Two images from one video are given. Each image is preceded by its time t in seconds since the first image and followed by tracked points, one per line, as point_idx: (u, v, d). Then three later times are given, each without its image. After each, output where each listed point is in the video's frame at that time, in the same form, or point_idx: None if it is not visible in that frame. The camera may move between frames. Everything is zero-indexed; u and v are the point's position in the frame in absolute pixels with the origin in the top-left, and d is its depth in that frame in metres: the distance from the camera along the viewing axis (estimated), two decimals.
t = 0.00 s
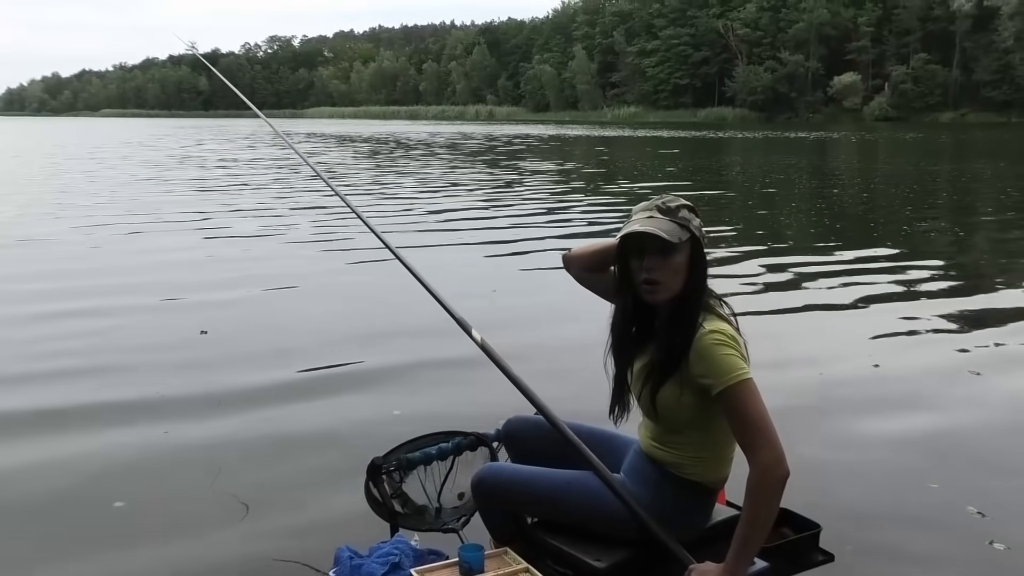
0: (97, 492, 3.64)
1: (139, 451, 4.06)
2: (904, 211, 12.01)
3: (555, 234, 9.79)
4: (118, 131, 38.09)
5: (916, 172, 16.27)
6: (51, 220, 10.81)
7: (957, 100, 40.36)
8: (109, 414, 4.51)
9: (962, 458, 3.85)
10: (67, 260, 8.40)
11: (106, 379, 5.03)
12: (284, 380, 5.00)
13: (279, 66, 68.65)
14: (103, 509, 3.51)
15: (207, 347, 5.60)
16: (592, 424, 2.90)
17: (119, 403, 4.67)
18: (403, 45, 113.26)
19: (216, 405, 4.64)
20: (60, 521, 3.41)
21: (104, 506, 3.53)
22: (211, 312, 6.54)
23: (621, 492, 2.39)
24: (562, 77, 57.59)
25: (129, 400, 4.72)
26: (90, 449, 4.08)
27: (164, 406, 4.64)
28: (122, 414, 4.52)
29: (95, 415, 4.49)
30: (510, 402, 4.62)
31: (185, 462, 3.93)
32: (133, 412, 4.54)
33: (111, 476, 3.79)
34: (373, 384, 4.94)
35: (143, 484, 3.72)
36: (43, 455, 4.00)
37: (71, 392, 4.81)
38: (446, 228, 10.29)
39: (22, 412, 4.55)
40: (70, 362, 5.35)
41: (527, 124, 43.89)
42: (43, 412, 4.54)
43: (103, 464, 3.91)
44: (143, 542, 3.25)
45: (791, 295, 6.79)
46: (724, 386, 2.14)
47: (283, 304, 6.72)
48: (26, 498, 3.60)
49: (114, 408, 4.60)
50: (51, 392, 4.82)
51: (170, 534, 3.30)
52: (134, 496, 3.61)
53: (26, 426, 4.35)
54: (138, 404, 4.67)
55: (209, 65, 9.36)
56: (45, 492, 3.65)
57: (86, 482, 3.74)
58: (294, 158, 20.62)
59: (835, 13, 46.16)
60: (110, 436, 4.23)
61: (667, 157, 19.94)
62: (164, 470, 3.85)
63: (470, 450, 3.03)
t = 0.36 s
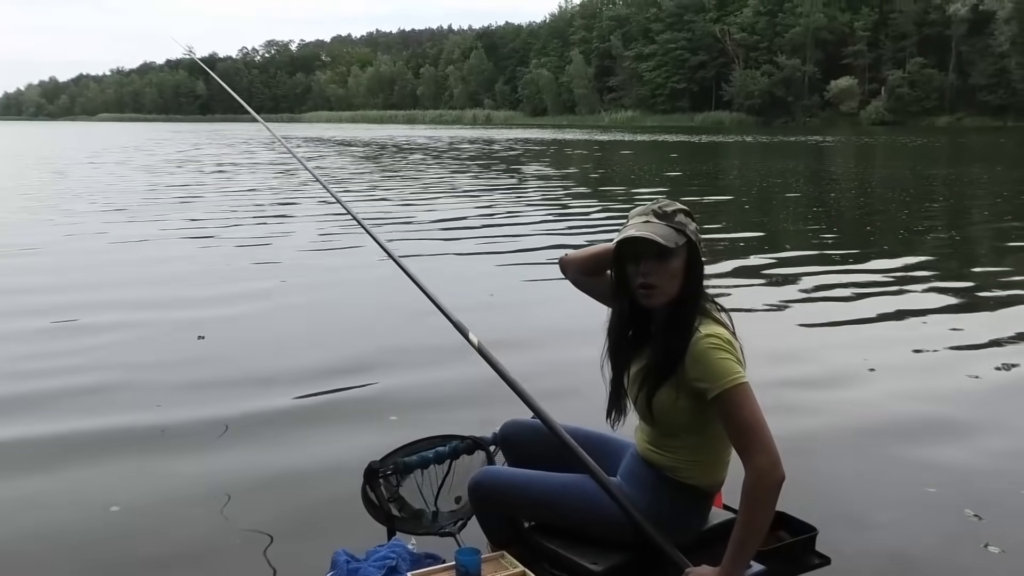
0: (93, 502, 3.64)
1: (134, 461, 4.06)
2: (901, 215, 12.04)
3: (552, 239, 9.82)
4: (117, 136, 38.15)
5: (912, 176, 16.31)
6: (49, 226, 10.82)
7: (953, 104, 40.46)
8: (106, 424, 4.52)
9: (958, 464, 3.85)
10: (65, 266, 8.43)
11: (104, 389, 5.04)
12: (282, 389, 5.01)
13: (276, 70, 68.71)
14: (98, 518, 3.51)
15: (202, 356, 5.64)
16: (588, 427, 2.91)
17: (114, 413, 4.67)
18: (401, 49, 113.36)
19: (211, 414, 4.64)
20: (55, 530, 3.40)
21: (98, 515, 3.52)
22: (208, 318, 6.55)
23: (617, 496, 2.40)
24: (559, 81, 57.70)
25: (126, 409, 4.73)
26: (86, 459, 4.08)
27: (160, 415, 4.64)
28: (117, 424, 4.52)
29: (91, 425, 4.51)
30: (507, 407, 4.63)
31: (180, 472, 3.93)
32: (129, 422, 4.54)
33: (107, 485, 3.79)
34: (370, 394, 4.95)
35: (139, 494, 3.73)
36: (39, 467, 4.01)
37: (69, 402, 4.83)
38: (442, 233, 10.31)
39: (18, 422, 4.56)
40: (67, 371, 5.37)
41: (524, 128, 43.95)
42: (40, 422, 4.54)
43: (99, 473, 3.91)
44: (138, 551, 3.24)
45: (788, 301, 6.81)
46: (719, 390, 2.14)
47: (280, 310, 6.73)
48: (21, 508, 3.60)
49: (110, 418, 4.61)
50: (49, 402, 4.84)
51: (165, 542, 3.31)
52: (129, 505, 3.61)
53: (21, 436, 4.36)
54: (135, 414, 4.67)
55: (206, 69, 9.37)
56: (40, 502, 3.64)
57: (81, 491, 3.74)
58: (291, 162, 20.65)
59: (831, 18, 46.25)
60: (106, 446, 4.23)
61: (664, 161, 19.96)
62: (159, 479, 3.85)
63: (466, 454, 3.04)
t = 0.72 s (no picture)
0: (89, 503, 3.63)
1: (132, 460, 4.05)
2: (898, 217, 12.06)
3: (550, 242, 9.83)
4: (114, 140, 38.21)
5: (909, 179, 16.35)
6: (47, 230, 10.82)
7: (950, 107, 40.58)
8: (102, 422, 4.49)
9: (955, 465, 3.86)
10: (63, 269, 8.42)
11: (102, 386, 5.02)
12: (281, 387, 5.00)
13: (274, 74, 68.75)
14: (94, 520, 3.49)
15: (199, 354, 5.62)
16: (587, 430, 2.91)
17: (110, 412, 4.63)
18: (398, 54, 113.49)
19: (208, 416, 4.60)
20: (50, 533, 3.39)
21: (95, 516, 3.52)
22: (206, 316, 6.53)
23: (615, 499, 2.40)
24: (557, 85, 57.85)
25: (121, 408, 4.70)
26: (81, 458, 4.06)
27: (157, 414, 4.61)
28: (114, 422, 4.50)
29: (87, 424, 4.47)
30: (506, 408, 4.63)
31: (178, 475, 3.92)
32: (126, 421, 4.52)
33: (104, 486, 3.79)
34: (368, 390, 4.94)
35: (138, 495, 3.72)
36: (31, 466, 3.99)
37: (66, 398, 4.82)
38: (441, 236, 10.32)
39: (16, 419, 4.54)
40: (65, 369, 5.35)
41: (522, 132, 44.02)
42: (37, 420, 4.53)
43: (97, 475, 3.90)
44: (132, 555, 3.23)
45: (787, 303, 6.82)
46: (715, 393, 2.15)
47: (279, 310, 6.73)
48: (17, 516, 3.52)
49: (108, 417, 4.57)
50: (46, 398, 4.82)
51: (159, 546, 3.29)
52: (125, 507, 3.60)
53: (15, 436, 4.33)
54: (133, 412, 4.65)
55: (204, 72, 9.38)
56: (36, 503, 3.63)
57: (76, 492, 3.73)
58: (289, 166, 20.64)
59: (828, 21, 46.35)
60: (103, 445, 4.21)
61: (662, 165, 19.99)
62: (156, 480, 3.85)
63: (464, 457, 3.05)
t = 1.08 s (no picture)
0: (87, 500, 3.67)
1: (131, 460, 4.09)
2: (895, 220, 12.09)
3: (547, 245, 9.86)
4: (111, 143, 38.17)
5: (905, 182, 16.39)
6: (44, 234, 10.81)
7: (946, 110, 40.69)
8: (99, 426, 4.50)
9: (953, 468, 3.87)
10: (60, 274, 8.43)
11: (100, 392, 5.02)
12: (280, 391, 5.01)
13: (271, 78, 68.78)
14: (92, 517, 3.53)
15: (195, 360, 5.63)
16: (583, 433, 2.92)
17: (107, 416, 4.64)
18: (394, 56, 113.42)
19: (206, 419, 4.61)
20: (47, 529, 3.43)
21: (93, 514, 3.55)
22: (204, 320, 6.53)
23: (610, 502, 2.41)
24: (554, 88, 57.89)
25: (118, 413, 4.70)
26: (80, 457, 4.10)
27: (153, 418, 4.62)
28: (111, 426, 4.51)
29: (84, 428, 4.48)
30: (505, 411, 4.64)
31: (176, 473, 3.95)
32: (123, 425, 4.53)
33: (102, 485, 3.82)
34: (367, 393, 4.95)
35: (136, 492, 3.75)
36: (31, 465, 4.03)
37: (63, 403, 4.82)
38: (438, 239, 10.33)
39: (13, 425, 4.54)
40: (62, 375, 5.35)
41: (519, 135, 44.04)
42: (33, 425, 4.52)
43: (96, 473, 3.94)
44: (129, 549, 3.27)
45: (784, 306, 6.84)
46: (710, 395, 2.15)
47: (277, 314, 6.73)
48: (16, 516, 3.53)
49: (103, 423, 4.57)
50: (44, 404, 4.82)
51: (155, 540, 3.33)
52: (124, 503, 3.64)
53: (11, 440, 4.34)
54: (129, 416, 4.66)
55: (201, 77, 9.40)
56: (33, 500, 3.68)
57: (75, 489, 3.77)
58: (286, 170, 20.64)
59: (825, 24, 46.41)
60: (100, 447, 4.22)
61: (659, 167, 20.03)
62: (154, 478, 3.88)
63: (461, 459, 3.06)
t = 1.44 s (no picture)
0: (81, 508, 3.56)
1: (125, 465, 3.99)
2: (892, 223, 12.11)
3: (545, 248, 9.86)
4: (108, 146, 38.11)
5: (902, 185, 16.43)
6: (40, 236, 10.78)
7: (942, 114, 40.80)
8: (92, 425, 4.44)
9: (948, 469, 3.88)
10: (55, 273, 8.40)
11: (96, 387, 4.99)
12: (276, 388, 5.00)
13: (268, 80, 68.78)
14: (86, 525, 3.42)
15: (191, 356, 5.60)
16: (580, 435, 2.92)
17: (101, 412, 4.59)
18: (391, 60, 113.47)
19: (203, 417, 4.58)
20: (39, 538, 3.32)
21: (87, 523, 3.44)
22: (201, 317, 6.52)
23: (608, 503, 2.41)
24: (552, 91, 57.97)
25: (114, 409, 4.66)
26: (72, 461, 3.99)
27: (148, 417, 4.56)
28: (105, 426, 4.43)
29: (79, 424, 4.44)
30: (503, 409, 4.64)
31: (172, 479, 3.86)
32: (119, 422, 4.48)
33: (96, 491, 3.72)
34: (364, 390, 4.94)
35: (131, 501, 3.65)
36: (20, 469, 3.91)
37: (57, 401, 4.77)
38: (436, 242, 10.33)
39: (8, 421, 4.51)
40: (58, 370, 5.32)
41: (517, 138, 44.06)
42: (29, 420, 4.49)
43: (89, 478, 3.83)
44: (126, 558, 3.18)
45: (781, 308, 6.85)
46: (709, 398, 2.16)
47: (274, 313, 6.72)
48: (10, 525, 3.42)
49: (98, 421, 4.49)
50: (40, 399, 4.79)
51: (151, 551, 3.24)
52: (118, 512, 3.54)
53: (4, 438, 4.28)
54: (125, 413, 4.61)
55: (200, 78, 9.40)
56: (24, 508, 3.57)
57: (68, 497, 3.67)
58: (283, 173, 20.62)
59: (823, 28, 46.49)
60: (95, 448, 4.15)
61: (656, 171, 20.06)
62: (150, 485, 3.79)
63: (459, 461, 3.07)
